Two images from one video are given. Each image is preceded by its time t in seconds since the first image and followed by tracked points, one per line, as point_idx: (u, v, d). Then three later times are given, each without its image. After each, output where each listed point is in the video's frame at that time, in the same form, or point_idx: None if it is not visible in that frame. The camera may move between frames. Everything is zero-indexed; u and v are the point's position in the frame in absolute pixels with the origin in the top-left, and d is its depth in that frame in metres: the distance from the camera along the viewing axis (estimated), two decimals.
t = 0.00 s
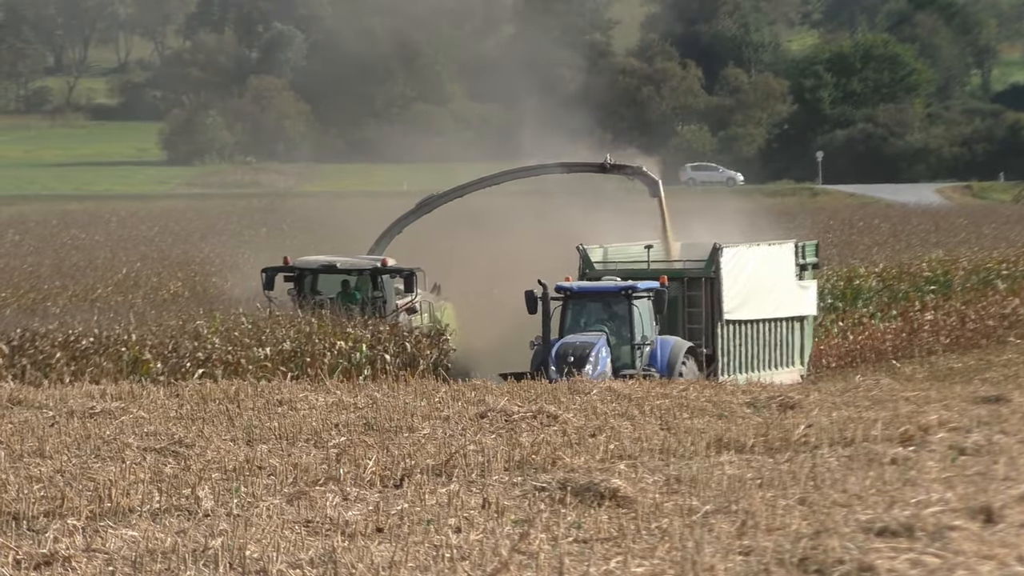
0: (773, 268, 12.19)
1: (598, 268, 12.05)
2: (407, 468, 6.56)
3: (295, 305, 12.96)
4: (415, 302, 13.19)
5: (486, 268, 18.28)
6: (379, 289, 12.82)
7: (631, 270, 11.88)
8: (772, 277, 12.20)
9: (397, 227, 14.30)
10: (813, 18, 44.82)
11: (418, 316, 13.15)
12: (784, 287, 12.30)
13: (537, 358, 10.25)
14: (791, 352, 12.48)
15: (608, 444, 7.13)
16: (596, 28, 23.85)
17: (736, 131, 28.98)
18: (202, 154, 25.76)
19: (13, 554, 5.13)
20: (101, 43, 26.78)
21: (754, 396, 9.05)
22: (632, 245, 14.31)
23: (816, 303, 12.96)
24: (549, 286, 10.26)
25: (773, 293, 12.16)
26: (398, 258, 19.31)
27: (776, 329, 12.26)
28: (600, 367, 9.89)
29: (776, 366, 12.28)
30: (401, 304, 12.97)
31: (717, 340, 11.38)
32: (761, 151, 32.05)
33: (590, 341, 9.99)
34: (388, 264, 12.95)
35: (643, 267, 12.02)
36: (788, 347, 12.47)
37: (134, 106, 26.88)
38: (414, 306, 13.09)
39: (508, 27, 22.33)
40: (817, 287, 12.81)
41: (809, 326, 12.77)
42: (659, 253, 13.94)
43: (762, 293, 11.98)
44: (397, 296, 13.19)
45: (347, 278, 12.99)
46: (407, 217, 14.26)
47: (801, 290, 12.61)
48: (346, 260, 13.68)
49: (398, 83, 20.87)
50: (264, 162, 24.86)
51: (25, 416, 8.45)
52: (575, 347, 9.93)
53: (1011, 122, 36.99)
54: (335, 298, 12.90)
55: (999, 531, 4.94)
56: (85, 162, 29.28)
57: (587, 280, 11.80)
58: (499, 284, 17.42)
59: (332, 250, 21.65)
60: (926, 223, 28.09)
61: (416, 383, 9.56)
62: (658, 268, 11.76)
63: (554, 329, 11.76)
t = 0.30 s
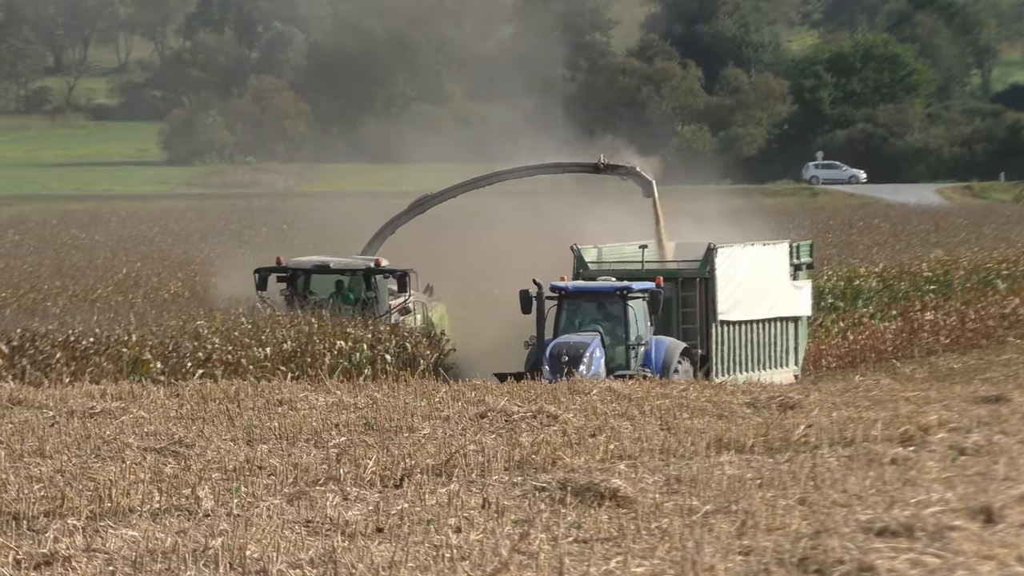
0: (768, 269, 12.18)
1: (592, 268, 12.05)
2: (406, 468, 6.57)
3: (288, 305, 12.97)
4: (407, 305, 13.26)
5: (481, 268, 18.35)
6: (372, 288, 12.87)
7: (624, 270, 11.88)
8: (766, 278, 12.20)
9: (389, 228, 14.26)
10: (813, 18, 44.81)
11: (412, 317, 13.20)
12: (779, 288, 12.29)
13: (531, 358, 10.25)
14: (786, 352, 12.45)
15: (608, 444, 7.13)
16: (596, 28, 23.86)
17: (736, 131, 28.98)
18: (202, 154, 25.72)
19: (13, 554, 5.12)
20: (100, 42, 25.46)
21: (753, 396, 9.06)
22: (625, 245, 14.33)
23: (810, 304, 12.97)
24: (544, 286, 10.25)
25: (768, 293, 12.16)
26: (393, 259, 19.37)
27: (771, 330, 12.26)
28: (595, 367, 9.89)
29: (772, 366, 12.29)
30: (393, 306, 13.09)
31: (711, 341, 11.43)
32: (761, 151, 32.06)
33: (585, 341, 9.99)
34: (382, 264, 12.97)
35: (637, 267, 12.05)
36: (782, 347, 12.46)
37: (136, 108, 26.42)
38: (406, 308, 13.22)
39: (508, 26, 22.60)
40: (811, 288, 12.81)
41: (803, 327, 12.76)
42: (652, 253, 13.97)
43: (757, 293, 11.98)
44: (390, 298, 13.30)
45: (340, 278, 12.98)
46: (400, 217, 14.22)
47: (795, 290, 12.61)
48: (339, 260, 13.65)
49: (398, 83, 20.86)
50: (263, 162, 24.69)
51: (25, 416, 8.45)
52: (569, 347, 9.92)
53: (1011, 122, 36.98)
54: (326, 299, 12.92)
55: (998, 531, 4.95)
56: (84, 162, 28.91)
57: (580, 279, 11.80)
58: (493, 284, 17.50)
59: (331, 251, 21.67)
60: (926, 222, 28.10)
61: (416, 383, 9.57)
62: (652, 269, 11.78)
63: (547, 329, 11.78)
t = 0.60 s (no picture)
0: (761, 268, 12.21)
1: (585, 268, 12.06)
2: (407, 468, 6.57)
3: (280, 305, 12.99)
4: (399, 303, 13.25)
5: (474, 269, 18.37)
6: (364, 288, 12.84)
7: (619, 270, 11.88)
8: (759, 277, 12.22)
9: (379, 227, 14.22)
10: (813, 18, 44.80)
11: (405, 316, 13.20)
12: (771, 288, 12.32)
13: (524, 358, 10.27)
14: (779, 352, 12.50)
15: (608, 444, 7.13)
16: (595, 28, 23.87)
17: (736, 131, 28.99)
18: (202, 154, 25.58)
19: (13, 554, 5.13)
20: (101, 43, 24.77)
21: (754, 396, 9.06)
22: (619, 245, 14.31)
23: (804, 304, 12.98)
24: (537, 287, 10.27)
25: (761, 293, 12.18)
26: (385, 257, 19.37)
27: (764, 330, 12.27)
28: (587, 368, 9.90)
29: (765, 366, 12.31)
30: (386, 305, 13.08)
31: (706, 340, 11.37)
32: (761, 151, 32.07)
33: (578, 341, 9.99)
34: (373, 263, 12.94)
35: (630, 267, 12.05)
36: (775, 347, 12.49)
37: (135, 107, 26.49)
38: (398, 308, 13.18)
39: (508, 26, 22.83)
40: (804, 287, 12.83)
41: (797, 327, 12.78)
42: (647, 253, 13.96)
43: (750, 293, 12.00)
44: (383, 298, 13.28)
45: (332, 279, 12.98)
46: (391, 217, 14.22)
47: (788, 290, 12.62)
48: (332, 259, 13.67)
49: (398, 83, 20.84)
50: (263, 163, 24.37)
51: (25, 416, 8.45)
52: (563, 348, 9.91)
53: (1011, 122, 36.99)
54: (319, 299, 12.92)
55: (999, 531, 4.94)
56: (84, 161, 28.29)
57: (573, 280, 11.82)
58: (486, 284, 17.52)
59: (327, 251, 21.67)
60: (926, 222, 28.11)
61: (416, 383, 9.57)
62: (646, 268, 11.77)
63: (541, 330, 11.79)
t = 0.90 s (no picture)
0: (755, 268, 12.19)
1: (578, 269, 12.07)
2: (406, 468, 6.56)
3: (271, 305, 12.99)
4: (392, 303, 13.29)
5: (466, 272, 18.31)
6: (357, 289, 12.89)
7: (611, 270, 11.89)
8: (754, 278, 12.20)
9: (372, 228, 14.23)
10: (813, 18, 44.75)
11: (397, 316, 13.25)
12: (766, 287, 12.31)
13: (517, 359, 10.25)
14: (773, 352, 12.51)
15: (608, 444, 7.12)
16: (595, 28, 23.97)
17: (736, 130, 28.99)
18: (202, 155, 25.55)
19: (13, 554, 5.12)
20: (100, 42, 24.58)
21: (753, 396, 9.05)
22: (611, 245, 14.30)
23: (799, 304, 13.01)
24: (529, 287, 10.26)
25: (755, 293, 12.17)
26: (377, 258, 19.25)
27: (759, 330, 12.27)
28: (581, 368, 9.89)
29: (760, 366, 12.32)
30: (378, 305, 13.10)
31: (699, 341, 11.39)
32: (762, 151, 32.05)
33: (572, 341, 9.98)
34: (366, 264, 13.00)
35: (623, 267, 12.07)
36: (770, 346, 12.50)
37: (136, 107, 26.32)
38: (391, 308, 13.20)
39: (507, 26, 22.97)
40: (799, 287, 12.89)
41: (791, 327, 12.82)
42: (639, 253, 13.97)
43: (744, 294, 12.00)
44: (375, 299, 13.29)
45: (324, 280, 13.00)
46: (384, 218, 14.21)
47: (782, 290, 12.63)
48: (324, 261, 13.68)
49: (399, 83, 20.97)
50: (263, 163, 24.16)
51: (25, 416, 8.45)
52: (556, 348, 9.90)
53: (1011, 122, 37.02)
54: (311, 299, 12.94)
55: (999, 531, 4.94)
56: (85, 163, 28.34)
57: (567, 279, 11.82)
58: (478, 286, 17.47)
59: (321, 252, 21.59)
60: (926, 223, 28.11)
61: (416, 383, 9.57)
62: (639, 268, 11.79)
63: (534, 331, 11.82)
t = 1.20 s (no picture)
0: (747, 269, 12.20)
1: (572, 268, 12.07)
2: (407, 468, 6.56)
3: (264, 305, 13.02)
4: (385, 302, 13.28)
5: (460, 274, 18.23)
6: (350, 289, 12.90)
7: (605, 270, 11.90)
8: (746, 279, 12.21)
9: (366, 227, 14.20)
10: (813, 18, 44.47)
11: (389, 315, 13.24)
12: (758, 288, 12.30)
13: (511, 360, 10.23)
14: (767, 354, 12.48)
15: (608, 444, 7.13)
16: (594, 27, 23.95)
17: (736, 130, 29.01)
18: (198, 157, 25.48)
19: (13, 554, 5.12)
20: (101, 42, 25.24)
21: (754, 396, 9.06)
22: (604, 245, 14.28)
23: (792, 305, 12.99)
24: (523, 287, 10.25)
25: (748, 294, 12.17)
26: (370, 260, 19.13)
27: (752, 330, 12.26)
28: (574, 369, 9.88)
29: (754, 367, 12.29)
30: (370, 305, 13.09)
31: (693, 342, 11.37)
32: (762, 151, 32.07)
33: (566, 342, 9.97)
34: (359, 264, 13.00)
35: (618, 267, 12.07)
36: (763, 347, 12.48)
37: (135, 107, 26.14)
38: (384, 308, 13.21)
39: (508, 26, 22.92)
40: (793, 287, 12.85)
41: (784, 328, 12.79)
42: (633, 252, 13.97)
43: (737, 295, 11.99)
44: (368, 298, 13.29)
45: (316, 279, 13.00)
46: (377, 217, 14.17)
47: (775, 290, 12.61)
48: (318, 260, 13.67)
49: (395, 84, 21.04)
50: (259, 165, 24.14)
51: (25, 416, 8.46)
52: (550, 348, 9.91)
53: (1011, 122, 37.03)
54: (302, 300, 12.93)
55: (998, 531, 4.94)
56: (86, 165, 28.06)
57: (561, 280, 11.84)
58: (471, 288, 17.41)
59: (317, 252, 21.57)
60: (926, 223, 28.13)
61: (416, 382, 9.57)
62: (633, 268, 11.79)
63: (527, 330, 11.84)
